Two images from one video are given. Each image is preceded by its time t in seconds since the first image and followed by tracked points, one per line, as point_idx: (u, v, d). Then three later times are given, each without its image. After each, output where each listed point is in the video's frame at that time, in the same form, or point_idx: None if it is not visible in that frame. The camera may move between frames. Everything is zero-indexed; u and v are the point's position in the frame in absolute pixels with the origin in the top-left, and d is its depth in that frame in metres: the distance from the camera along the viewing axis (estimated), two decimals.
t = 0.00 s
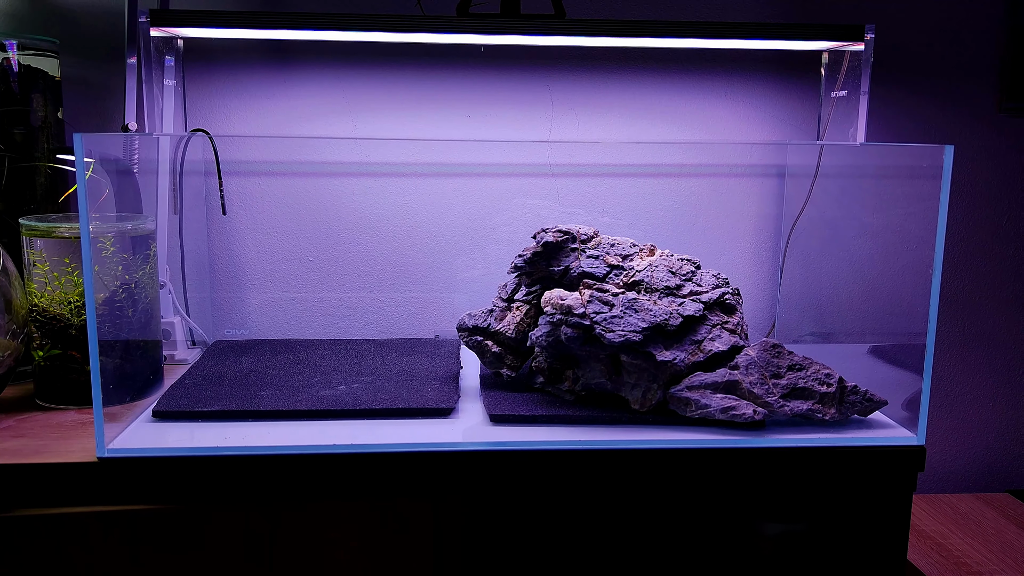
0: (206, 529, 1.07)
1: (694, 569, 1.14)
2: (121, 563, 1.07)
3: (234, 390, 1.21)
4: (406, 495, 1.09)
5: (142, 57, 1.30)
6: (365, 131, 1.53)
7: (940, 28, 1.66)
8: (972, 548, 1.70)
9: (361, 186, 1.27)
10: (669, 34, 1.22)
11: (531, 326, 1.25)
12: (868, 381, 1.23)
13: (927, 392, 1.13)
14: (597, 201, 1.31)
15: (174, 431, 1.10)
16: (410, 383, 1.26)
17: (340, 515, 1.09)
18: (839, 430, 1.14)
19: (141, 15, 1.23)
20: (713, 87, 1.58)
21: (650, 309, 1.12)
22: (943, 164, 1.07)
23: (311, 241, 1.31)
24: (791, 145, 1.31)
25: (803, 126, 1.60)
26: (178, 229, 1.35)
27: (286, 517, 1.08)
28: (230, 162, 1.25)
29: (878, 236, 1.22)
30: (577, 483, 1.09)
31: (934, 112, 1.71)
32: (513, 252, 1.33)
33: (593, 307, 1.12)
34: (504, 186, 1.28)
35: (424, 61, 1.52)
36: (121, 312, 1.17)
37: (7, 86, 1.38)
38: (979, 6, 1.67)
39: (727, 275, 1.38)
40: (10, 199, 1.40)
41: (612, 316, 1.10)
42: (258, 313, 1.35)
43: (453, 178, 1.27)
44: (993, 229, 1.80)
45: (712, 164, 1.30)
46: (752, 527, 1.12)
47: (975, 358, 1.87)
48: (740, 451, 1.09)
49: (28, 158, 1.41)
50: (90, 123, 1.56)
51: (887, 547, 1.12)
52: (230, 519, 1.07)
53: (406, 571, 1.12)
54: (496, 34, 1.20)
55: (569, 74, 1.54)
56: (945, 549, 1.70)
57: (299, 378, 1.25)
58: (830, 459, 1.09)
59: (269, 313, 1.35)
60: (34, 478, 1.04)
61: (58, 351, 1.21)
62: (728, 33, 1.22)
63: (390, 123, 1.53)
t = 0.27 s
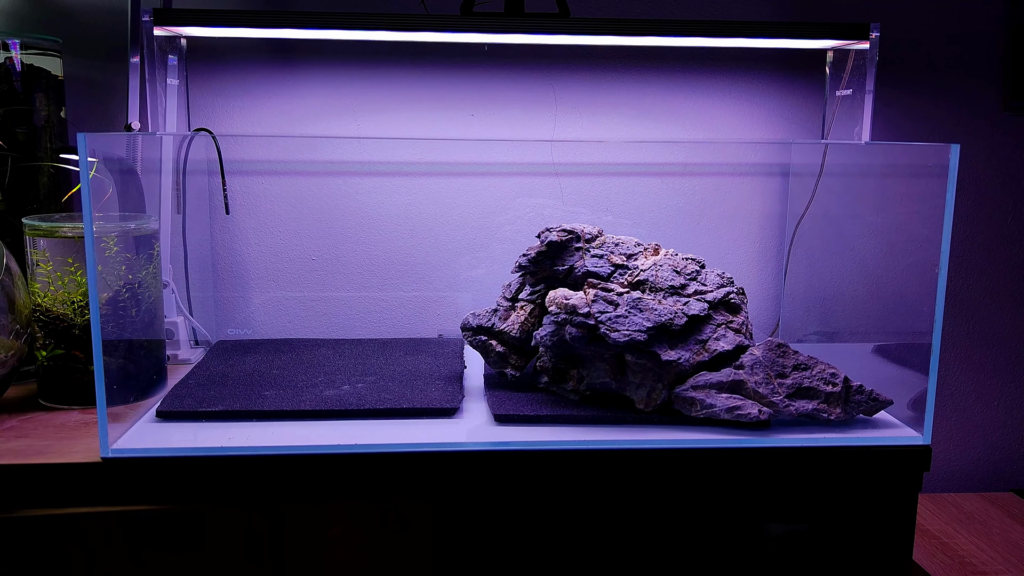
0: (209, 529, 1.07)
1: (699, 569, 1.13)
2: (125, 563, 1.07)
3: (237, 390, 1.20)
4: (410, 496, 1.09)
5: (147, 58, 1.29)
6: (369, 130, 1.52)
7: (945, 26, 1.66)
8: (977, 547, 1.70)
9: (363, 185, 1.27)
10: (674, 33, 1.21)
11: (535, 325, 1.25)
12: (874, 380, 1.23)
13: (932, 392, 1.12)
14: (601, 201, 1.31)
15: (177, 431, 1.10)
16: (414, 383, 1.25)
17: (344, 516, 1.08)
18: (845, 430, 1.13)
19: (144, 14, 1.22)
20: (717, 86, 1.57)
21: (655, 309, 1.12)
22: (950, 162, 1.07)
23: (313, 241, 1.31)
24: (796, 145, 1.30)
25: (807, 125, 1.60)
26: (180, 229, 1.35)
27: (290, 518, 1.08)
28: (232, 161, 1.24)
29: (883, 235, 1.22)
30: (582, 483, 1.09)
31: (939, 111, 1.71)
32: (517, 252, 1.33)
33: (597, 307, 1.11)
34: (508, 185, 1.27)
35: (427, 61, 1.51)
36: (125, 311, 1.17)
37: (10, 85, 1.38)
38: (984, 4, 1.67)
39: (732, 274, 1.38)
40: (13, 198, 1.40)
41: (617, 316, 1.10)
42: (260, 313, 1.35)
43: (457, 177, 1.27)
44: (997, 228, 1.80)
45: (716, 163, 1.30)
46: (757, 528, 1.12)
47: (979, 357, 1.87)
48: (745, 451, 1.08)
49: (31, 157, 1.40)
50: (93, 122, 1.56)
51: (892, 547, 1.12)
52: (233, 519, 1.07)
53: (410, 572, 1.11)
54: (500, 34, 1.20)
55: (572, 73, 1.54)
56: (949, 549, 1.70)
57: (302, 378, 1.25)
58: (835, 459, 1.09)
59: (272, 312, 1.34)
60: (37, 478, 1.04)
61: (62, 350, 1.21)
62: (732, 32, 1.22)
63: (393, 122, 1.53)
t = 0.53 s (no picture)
0: (213, 525, 1.07)
1: (701, 564, 1.13)
2: (127, 560, 1.07)
3: (238, 387, 1.21)
4: (412, 492, 1.09)
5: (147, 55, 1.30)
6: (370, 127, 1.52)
7: (945, 23, 1.66)
8: (978, 543, 1.70)
9: (365, 182, 1.27)
10: (674, 29, 1.21)
11: (536, 322, 1.25)
12: (875, 376, 1.23)
13: (934, 389, 1.12)
14: (602, 197, 1.31)
15: (179, 427, 1.10)
16: (415, 380, 1.25)
17: (346, 513, 1.09)
18: (846, 426, 1.13)
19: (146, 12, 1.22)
20: (718, 84, 1.57)
21: (656, 305, 1.12)
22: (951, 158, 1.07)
23: (315, 239, 1.31)
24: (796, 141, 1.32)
25: (807, 122, 1.60)
26: (181, 227, 1.35)
27: (292, 514, 1.08)
28: (232, 160, 1.23)
29: (884, 231, 1.22)
30: (584, 479, 1.09)
31: (939, 107, 1.71)
32: (518, 249, 1.33)
33: (599, 303, 1.12)
34: (509, 182, 1.27)
35: (428, 58, 1.52)
36: (127, 309, 1.17)
37: (11, 83, 1.38)
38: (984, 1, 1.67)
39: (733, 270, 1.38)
40: (15, 196, 1.40)
41: (618, 312, 1.10)
42: (262, 311, 1.35)
43: (458, 175, 1.27)
44: (997, 225, 1.80)
45: (717, 160, 1.30)
46: (759, 524, 1.12)
47: (980, 354, 1.87)
48: (746, 447, 1.08)
49: (33, 155, 1.41)
50: (94, 120, 1.56)
51: (893, 543, 1.12)
52: (235, 516, 1.07)
53: (412, 567, 1.12)
54: (500, 31, 1.20)
55: (573, 70, 1.54)
56: (950, 545, 1.70)
57: (303, 375, 1.25)
58: (837, 455, 1.09)
59: (273, 310, 1.35)
60: (39, 475, 1.04)
61: (63, 348, 1.21)
62: (733, 28, 1.22)
63: (394, 120, 1.53)
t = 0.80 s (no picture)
0: (206, 525, 1.06)
1: (701, 564, 1.12)
2: (118, 560, 1.05)
3: (232, 385, 1.19)
4: (408, 491, 1.07)
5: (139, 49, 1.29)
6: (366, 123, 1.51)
7: (945, 18, 1.65)
8: (979, 542, 1.69)
9: (361, 179, 1.26)
10: (672, 22, 1.20)
11: (534, 319, 1.23)
12: (876, 373, 1.22)
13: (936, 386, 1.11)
14: (600, 192, 1.30)
15: (172, 426, 1.09)
16: (411, 378, 1.24)
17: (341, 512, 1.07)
18: (847, 423, 1.12)
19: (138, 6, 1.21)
20: (717, 79, 1.56)
21: (655, 302, 1.11)
22: (952, 153, 1.05)
23: (310, 236, 1.29)
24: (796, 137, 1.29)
25: (807, 117, 1.59)
26: (175, 224, 1.32)
27: (286, 514, 1.07)
28: (227, 156, 1.23)
29: (885, 227, 1.21)
30: (582, 478, 1.08)
31: (939, 103, 1.70)
32: (515, 245, 1.32)
33: (597, 299, 1.10)
34: (506, 177, 1.26)
35: (425, 53, 1.50)
36: (118, 306, 1.16)
37: (2, 78, 1.37)
38: None
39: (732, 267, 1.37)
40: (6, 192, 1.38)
41: (616, 308, 1.09)
42: (256, 309, 1.34)
43: (454, 171, 1.26)
44: (998, 221, 1.79)
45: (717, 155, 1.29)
46: (760, 523, 1.11)
47: (981, 351, 1.86)
48: (747, 445, 1.07)
49: (24, 151, 1.39)
50: (87, 116, 1.55)
51: (895, 541, 1.11)
52: (229, 515, 1.06)
53: (409, 568, 1.10)
54: (497, 23, 1.19)
55: (571, 65, 1.53)
56: (952, 544, 1.68)
57: (298, 373, 1.23)
58: (838, 453, 1.08)
59: (267, 308, 1.34)
60: (28, 474, 1.02)
61: (55, 346, 1.19)
62: (732, 21, 1.21)
63: (390, 115, 1.52)
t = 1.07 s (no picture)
0: (200, 525, 1.06)
1: (695, 563, 1.12)
2: (112, 561, 1.05)
3: (226, 385, 1.19)
4: (402, 490, 1.07)
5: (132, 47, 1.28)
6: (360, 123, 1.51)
7: (941, 17, 1.65)
8: (974, 541, 1.69)
9: (355, 177, 1.25)
10: (667, 21, 1.20)
11: (528, 318, 1.23)
12: (870, 373, 1.22)
13: (930, 385, 1.11)
14: (595, 191, 1.29)
15: (165, 426, 1.08)
16: (406, 377, 1.24)
17: (336, 512, 1.07)
18: (841, 423, 1.12)
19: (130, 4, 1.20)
20: (712, 78, 1.56)
21: (649, 301, 1.10)
22: (947, 152, 1.05)
23: (305, 235, 1.29)
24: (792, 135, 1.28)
25: (802, 117, 1.59)
26: (169, 223, 1.31)
27: (280, 514, 1.06)
28: (221, 155, 1.22)
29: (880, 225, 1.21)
30: (576, 477, 1.07)
31: (935, 102, 1.70)
32: (510, 244, 1.31)
33: (591, 299, 1.10)
34: (502, 176, 1.25)
35: (419, 52, 1.50)
36: (112, 306, 1.16)
37: None
38: None
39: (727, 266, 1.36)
40: None
41: (610, 307, 1.09)
42: (251, 308, 1.34)
43: (449, 170, 1.26)
44: (993, 220, 1.79)
45: (711, 154, 1.29)
46: (755, 522, 1.10)
47: (977, 350, 1.86)
48: (741, 444, 1.07)
49: (17, 150, 1.38)
50: (80, 115, 1.54)
51: (890, 540, 1.11)
52: (222, 515, 1.06)
53: (403, 567, 1.10)
54: (490, 22, 1.18)
55: (566, 64, 1.52)
56: (947, 543, 1.68)
57: (292, 373, 1.23)
58: (833, 452, 1.08)
59: (262, 307, 1.33)
60: (21, 474, 1.02)
61: (48, 345, 1.19)
62: (726, 20, 1.21)
63: (385, 115, 1.51)
